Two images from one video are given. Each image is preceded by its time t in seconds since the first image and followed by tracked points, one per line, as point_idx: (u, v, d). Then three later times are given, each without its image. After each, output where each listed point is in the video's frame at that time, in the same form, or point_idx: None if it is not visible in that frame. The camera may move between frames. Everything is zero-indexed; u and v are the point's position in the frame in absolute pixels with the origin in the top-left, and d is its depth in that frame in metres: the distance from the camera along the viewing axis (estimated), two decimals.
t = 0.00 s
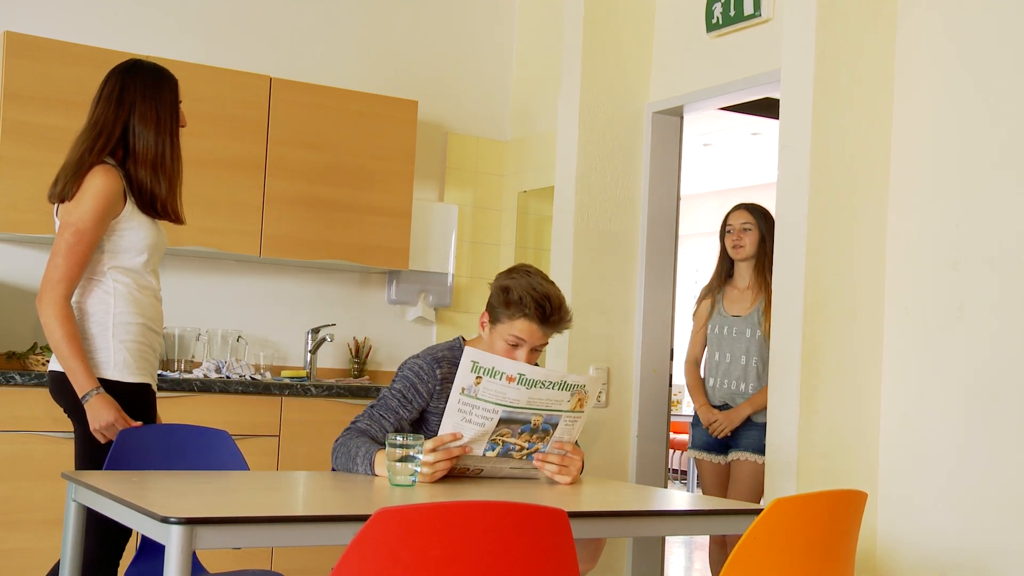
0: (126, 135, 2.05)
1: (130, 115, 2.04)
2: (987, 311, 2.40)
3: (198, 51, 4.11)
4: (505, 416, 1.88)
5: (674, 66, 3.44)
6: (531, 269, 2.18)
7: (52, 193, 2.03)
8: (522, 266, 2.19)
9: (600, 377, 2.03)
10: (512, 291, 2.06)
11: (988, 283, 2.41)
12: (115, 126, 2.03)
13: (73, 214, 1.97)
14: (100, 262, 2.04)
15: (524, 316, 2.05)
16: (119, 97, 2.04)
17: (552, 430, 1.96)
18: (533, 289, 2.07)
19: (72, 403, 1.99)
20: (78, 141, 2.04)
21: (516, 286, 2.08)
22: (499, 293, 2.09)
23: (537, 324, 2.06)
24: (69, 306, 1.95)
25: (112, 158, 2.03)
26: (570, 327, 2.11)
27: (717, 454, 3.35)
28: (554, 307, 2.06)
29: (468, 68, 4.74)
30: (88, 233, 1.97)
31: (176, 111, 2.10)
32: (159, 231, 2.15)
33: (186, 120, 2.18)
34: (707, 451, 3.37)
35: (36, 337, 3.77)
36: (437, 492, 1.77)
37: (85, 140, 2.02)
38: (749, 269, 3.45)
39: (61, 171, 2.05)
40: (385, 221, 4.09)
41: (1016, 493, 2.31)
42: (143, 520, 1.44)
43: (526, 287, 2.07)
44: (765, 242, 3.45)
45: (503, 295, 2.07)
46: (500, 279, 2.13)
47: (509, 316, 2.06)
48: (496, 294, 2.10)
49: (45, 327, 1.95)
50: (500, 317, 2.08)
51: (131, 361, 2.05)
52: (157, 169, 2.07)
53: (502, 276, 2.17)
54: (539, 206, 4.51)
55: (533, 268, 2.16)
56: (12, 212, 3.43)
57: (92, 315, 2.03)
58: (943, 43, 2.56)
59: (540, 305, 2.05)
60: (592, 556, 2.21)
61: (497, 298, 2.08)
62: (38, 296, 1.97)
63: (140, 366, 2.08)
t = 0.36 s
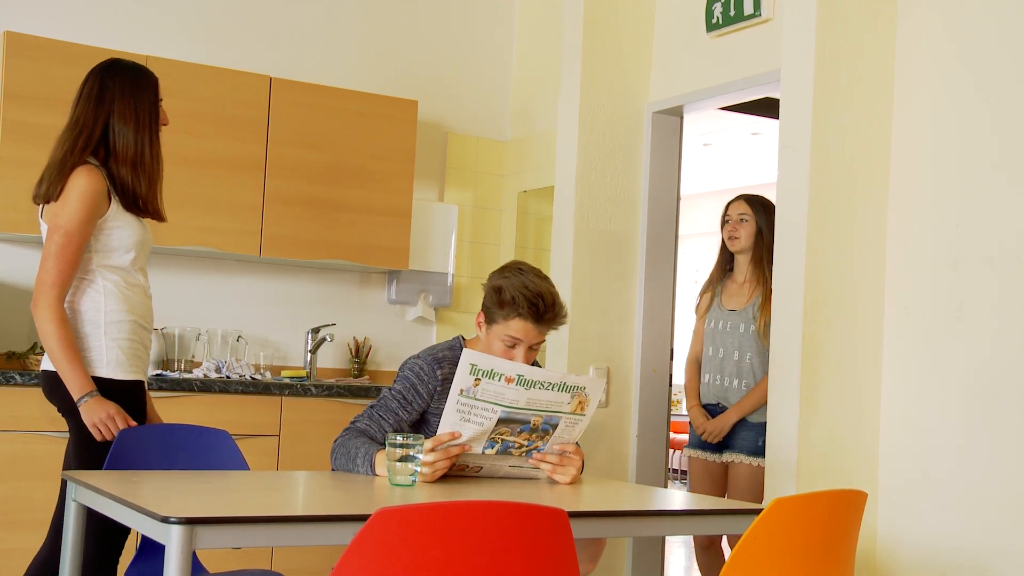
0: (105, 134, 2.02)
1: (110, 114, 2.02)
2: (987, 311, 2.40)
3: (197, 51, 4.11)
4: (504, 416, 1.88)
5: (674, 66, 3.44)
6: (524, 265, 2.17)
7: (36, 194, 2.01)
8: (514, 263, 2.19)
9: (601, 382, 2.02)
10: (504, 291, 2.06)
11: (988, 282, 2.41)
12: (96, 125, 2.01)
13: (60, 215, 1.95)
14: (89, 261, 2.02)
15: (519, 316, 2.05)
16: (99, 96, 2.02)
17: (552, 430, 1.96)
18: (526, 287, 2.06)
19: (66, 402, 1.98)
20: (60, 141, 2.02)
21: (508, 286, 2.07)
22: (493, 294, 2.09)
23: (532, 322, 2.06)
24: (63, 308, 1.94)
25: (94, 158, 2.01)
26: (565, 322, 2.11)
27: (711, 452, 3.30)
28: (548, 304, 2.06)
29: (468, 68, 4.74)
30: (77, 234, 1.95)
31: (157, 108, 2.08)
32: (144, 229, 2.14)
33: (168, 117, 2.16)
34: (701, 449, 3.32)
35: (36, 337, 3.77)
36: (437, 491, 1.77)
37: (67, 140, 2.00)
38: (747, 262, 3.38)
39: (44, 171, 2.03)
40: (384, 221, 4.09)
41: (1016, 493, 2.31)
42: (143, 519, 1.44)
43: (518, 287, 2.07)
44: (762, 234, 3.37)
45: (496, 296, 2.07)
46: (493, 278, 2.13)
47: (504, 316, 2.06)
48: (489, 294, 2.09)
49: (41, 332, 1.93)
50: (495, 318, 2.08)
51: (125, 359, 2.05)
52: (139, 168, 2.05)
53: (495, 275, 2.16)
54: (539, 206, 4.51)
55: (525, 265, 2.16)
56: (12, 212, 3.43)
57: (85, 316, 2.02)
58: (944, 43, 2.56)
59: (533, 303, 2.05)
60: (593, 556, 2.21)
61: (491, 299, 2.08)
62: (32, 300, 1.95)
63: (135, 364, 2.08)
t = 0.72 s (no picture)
0: (96, 132, 2.02)
1: (99, 111, 2.01)
2: (987, 310, 2.40)
3: (197, 51, 4.11)
4: (503, 415, 1.88)
5: (674, 66, 3.44)
6: (514, 263, 2.17)
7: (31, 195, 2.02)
8: (503, 262, 2.20)
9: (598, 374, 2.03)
10: (494, 289, 2.07)
11: (987, 282, 2.41)
12: (86, 124, 2.00)
13: (55, 214, 1.95)
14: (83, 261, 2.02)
15: (510, 313, 2.05)
16: (87, 94, 2.01)
17: (551, 427, 1.97)
18: (515, 284, 2.06)
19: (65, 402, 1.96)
20: (52, 141, 2.02)
21: (498, 284, 2.08)
22: (483, 293, 2.09)
23: (523, 319, 2.06)
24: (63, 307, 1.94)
25: (86, 156, 2.01)
26: (557, 318, 2.11)
27: (700, 451, 3.24)
28: (538, 301, 2.06)
29: (468, 68, 4.74)
30: (72, 232, 1.95)
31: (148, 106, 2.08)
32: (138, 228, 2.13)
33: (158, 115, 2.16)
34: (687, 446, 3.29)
35: (37, 337, 3.77)
36: (437, 491, 1.77)
37: (59, 140, 2.00)
38: (736, 262, 3.36)
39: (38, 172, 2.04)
40: (385, 220, 4.09)
41: (1017, 492, 2.31)
42: (143, 520, 1.43)
43: (508, 284, 2.07)
44: (751, 233, 3.35)
45: (487, 294, 2.07)
46: (483, 278, 2.13)
47: (495, 314, 2.06)
48: (480, 293, 2.10)
49: (42, 332, 1.93)
50: (486, 316, 2.08)
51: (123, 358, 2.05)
52: (130, 164, 2.04)
53: (485, 274, 2.16)
54: (540, 207, 4.51)
55: (514, 263, 2.16)
56: (12, 212, 3.43)
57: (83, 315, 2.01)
58: (944, 42, 2.56)
59: (524, 300, 2.05)
60: (590, 555, 2.22)
61: (482, 297, 2.08)
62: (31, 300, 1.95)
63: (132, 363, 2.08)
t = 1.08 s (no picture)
0: (95, 131, 2.02)
1: (98, 112, 2.01)
2: (989, 309, 2.40)
3: (199, 52, 4.11)
4: (506, 414, 1.88)
5: (676, 66, 3.44)
6: (514, 262, 2.17)
7: (27, 192, 2.01)
8: (503, 261, 2.19)
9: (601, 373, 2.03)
10: (495, 288, 2.07)
11: (990, 281, 2.41)
12: (86, 124, 2.00)
13: (54, 211, 1.94)
14: (81, 258, 2.01)
15: (511, 312, 2.05)
16: (86, 96, 2.01)
17: (554, 427, 1.96)
18: (516, 283, 2.06)
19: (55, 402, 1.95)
20: (52, 141, 2.01)
21: (499, 282, 2.08)
22: (484, 292, 2.09)
23: (524, 318, 2.06)
24: (67, 304, 1.93)
25: (85, 155, 2.00)
26: (558, 316, 2.11)
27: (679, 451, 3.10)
28: (539, 299, 2.06)
29: (471, 68, 4.74)
30: (74, 228, 1.95)
31: (147, 107, 2.07)
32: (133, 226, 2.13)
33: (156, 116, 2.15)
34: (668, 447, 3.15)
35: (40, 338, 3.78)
36: (440, 491, 1.77)
37: (58, 139, 2.00)
38: (718, 261, 3.20)
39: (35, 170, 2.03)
40: (387, 221, 4.09)
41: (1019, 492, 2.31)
42: (146, 520, 1.44)
43: (509, 283, 2.07)
44: (734, 233, 3.19)
45: (488, 293, 2.07)
46: (484, 276, 2.13)
47: (496, 313, 2.06)
48: (481, 292, 2.09)
49: (46, 329, 1.92)
50: (487, 315, 2.08)
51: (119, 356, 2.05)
52: (128, 165, 2.04)
53: (485, 273, 2.16)
54: (542, 207, 4.51)
55: (514, 262, 2.16)
56: (15, 212, 3.44)
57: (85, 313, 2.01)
58: (946, 41, 2.56)
59: (525, 299, 2.05)
60: (593, 555, 2.22)
61: (483, 296, 2.08)
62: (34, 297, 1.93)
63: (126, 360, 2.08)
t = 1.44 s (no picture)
0: (102, 132, 2.00)
1: (106, 113, 2.00)
2: (1012, 309, 2.38)
3: (220, 54, 4.14)
4: (526, 413, 1.88)
5: (697, 65, 3.43)
6: (533, 262, 2.17)
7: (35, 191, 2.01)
8: (521, 260, 2.19)
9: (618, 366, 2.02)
10: (515, 288, 2.06)
11: (1013, 281, 2.38)
12: (93, 124, 1.99)
13: (58, 211, 1.93)
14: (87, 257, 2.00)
15: (531, 312, 2.05)
16: (95, 97, 2.00)
17: (574, 425, 1.96)
18: (536, 282, 2.06)
19: (52, 401, 1.94)
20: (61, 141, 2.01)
21: (518, 282, 2.07)
22: (503, 292, 2.08)
23: (544, 317, 2.06)
24: (84, 303, 1.93)
25: (89, 155, 1.99)
26: (578, 315, 2.11)
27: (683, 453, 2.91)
28: (560, 299, 2.06)
29: (490, 69, 4.74)
30: (81, 227, 1.93)
31: (158, 110, 2.05)
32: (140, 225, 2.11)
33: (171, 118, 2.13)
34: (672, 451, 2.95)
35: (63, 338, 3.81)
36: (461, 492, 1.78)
37: (65, 139, 1.99)
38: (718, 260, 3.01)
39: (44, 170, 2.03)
40: (406, 221, 4.10)
41: None
42: (168, 520, 1.45)
43: (528, 283, 2.07)
44: (734, 233, 2.99)
45: (507, 293, 2.07)
46: (503, 276, 2.13)
47: (516, 314, 2.06)
48: (500, 292, 2.09)
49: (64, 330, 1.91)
50: (507, 316, 2.08)
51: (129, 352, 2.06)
52: (134, 168, 2.01)
53: (503, 272, 2.16)
54: (561, 207, 4.51)
55: (532, 261, 2.16)
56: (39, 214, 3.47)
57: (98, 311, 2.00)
58: (969, 39, 2.54)
59: (545, 298, 2.05)
60: (614, 555, 2.22)
61: (503, 296, 2.08)
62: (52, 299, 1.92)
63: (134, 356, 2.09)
